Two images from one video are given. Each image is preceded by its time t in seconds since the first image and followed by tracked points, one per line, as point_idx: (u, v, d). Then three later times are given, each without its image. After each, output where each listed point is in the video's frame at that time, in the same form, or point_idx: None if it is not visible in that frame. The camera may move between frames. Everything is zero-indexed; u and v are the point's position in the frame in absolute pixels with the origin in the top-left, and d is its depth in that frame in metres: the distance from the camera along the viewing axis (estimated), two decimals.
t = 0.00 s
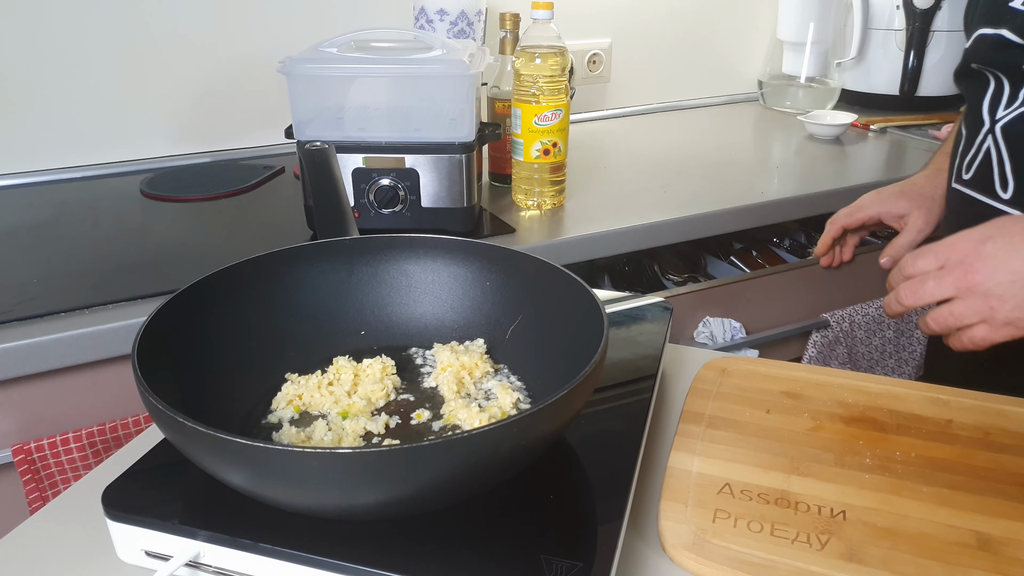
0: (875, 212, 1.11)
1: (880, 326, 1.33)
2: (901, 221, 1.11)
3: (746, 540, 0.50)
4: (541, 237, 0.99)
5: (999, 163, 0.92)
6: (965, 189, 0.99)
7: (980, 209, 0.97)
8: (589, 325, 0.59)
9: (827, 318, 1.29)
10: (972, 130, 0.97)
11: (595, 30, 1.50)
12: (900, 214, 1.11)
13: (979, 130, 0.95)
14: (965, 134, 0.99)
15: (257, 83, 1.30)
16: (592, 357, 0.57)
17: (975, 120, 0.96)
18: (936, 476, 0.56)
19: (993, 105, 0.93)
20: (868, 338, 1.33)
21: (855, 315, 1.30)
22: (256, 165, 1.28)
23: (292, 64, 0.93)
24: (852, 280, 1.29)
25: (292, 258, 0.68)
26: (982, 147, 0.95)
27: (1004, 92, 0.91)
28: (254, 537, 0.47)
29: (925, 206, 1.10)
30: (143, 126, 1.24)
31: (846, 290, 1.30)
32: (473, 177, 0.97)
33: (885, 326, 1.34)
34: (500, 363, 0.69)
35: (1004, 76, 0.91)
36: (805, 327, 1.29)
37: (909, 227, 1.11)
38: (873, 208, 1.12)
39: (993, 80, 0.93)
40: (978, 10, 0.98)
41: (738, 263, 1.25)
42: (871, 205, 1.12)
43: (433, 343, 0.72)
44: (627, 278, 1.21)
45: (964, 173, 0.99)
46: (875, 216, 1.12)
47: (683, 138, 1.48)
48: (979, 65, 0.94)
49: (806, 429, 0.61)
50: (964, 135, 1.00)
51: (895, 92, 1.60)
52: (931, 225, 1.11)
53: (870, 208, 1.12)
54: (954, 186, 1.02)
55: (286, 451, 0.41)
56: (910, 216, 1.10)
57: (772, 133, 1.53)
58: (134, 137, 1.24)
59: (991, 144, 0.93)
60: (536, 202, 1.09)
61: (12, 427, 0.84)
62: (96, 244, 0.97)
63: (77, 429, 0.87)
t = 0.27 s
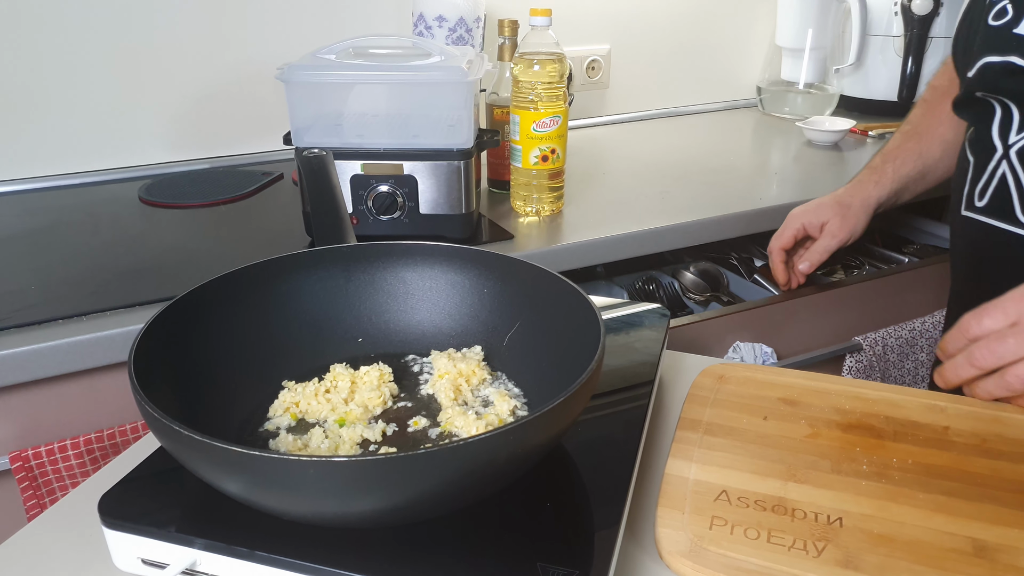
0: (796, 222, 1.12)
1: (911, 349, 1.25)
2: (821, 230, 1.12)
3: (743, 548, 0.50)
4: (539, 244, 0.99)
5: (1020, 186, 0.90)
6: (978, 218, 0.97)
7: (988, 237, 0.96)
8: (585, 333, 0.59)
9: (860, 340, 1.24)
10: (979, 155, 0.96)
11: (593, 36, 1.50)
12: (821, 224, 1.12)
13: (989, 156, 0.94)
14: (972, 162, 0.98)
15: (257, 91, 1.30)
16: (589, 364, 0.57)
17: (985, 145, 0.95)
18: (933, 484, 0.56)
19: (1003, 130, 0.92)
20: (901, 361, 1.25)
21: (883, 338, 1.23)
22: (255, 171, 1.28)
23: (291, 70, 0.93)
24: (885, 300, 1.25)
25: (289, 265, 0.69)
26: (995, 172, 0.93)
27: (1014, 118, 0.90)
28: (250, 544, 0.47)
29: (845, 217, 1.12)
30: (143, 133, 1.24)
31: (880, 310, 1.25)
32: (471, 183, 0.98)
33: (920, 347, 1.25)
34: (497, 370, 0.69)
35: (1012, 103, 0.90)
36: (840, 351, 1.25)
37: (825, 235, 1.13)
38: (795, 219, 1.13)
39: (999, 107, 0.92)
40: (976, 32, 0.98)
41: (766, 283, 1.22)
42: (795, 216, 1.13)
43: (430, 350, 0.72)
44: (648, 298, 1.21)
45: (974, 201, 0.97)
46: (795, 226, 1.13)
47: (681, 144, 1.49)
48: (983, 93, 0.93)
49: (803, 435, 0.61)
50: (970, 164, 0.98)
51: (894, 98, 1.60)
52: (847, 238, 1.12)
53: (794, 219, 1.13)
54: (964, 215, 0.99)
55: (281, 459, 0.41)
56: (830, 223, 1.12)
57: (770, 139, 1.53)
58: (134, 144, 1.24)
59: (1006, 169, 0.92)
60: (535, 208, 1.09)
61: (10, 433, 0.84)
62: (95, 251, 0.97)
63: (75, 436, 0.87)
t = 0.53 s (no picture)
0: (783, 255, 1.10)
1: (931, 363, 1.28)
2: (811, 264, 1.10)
3: (740, 551, 0.51)
4: (539, 248, 0.99)
5: None
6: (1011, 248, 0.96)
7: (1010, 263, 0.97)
8: (583, 337, 0.59)
9: (885, 358, 1.23)
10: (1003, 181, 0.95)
11: (592, 40, 1.51)
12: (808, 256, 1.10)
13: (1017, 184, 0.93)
14: (996, 190, 0.96)
15: (256, 96, 1.31)
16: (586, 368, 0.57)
17: (1010, 169, 0.94)
18: (930, 487, 0.56)
19: None
20: (921, 375, 1.29)
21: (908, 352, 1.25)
22: (255, 176, 1.28)
23: (291, 76, 0.94)
24: (911, 315, 1.23)
25: (288, 270, 0.69)
26: None
27: None
28: (249, 548, 0.48)
29: (835, 247, 1.11)
30: (143, 138, 1.25)
31: (905, 326, 1.24)
32: (470, 188, 0.98)
33: (940, 362, 1.30)
34: (495, 374, 0.69)
35: None
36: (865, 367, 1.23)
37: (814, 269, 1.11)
38: (781, 252, 1.11)
39: None
40: (987, 59, 0.98)
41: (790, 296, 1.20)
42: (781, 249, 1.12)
43: (428, 354, 0.73)
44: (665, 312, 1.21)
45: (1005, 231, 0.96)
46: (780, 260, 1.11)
47: (680, 147, 1.49)
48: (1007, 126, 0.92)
49: (801, 439, 0.61)
50: (994, 195, 0.97)
51: (893, 101, 1.61)
52: (836, 267, 1.10)
53: (780, 253, 1.11)
54: (992, 245, 0.98)
55: (279, 464, 0.41)
56: (817, 256, 1.10)
57: (769, 143, 1.54)
58: (134, 149, 1.25)
59: None
60: (534, 212, 1.10)
61: (11, 438, 0.84)
62: (96, 256, 0.97)
63: (76, 440, 0.87)
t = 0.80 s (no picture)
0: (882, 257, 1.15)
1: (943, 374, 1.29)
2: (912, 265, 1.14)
3: (737, 555, 0.51)
4: (538, 252, 1.00)
5: None
6: None
7: None
8: (580, 341, 0.60)
9: (900, 370, 1.23)
10: None
11: (592, 44, 1.51)
12: (906, 258, 1.15)
13: None
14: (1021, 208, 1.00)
15: (257, 99, 1.31)
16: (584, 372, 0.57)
17: None
18: (927, 491, 0.56)
19: None
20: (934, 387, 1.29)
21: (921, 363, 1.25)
22: (255, 180, 1.29)
23: (291, 80, 0.94)
24: (924, 327, 1.23)
25: (287, 273, 0.69)
26: None
27: None
28: (247, 551, 0.48)
29: (934, 251, 1.15)
30: (144, 142, 1.25)
31: (918, 337, 1.23)
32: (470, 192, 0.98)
33: (954, 374, 1.30)
34: (493, 377, 0.69)
35: None
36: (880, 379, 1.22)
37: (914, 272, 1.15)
38: (886, 253, 1.15)
39: None
40: (1007, 67, 1.04)
41: (798, 308, 1.21)
42: (880, 251, 1.16)
43: (427, 358, 0.73)
44: (674, 323, 1.21)
45: None
46: (883, 261, 1.15)
47: (680, 152, 1.49)
48: None
49: (798, 443, 0.62)
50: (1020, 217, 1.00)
51: (891, 105, 1.61)
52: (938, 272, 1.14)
53: (881, 254, 1.16)
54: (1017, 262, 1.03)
55: (277, 467, 0.41)
56: (920, 260, 1.14)
57: (769, 147, 1.54)
58: (135, 153, 1.25)
59: None
60: (533, 216, 1.10)
61: (11, 441, 0.84)
62: (97, 260, 0.98)
63: (76, 443, 0.88)
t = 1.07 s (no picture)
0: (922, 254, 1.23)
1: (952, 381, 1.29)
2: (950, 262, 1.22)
3: (737, 559, 0.51)
4: (537, 256, 1.00)
5: None
6: None
7: None
8: (579, 346, 0.60)
9: (905, 377, 1.22)
10: None
11: (591, 49, 1.51)
12: (947, 254, 1.22)
13: None
14: None
15: (258, 105, 1.32)
16: (582, 376, 0.57)
17: None
18: (926, 495, 0.57)
19: None
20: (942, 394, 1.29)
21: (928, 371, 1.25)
22: (255, 185, 1.29)
23: (292, 86, 0.94)
24: (934, 334, 1.22)
25: (287, 278, 0.69)
26: None
27: None
28: (246, 556, 0.48)
29: (972, 246, 1.21)
30: (145, 147, 1.26)
31: (928, 343, 1.22)
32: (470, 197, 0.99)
33: (962, 381, 1.31)
34: (492, 382, 0.69)
35: None
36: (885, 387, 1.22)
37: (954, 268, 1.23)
38: (922, 250, 1.23)
39: None
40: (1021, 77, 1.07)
41: (801, 313, 1.20)
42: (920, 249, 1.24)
43: (426, 361, 0.73)
44: (677, 330, 1.21)
45: None
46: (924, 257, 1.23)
47: (680, 156, 1.50)
48: None
49: (797, 447, 0.62)
50: None
51: (891, 109, 1.61)
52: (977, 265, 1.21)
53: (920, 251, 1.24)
54: None
55: (277, 472, 0.42)
56: (957, 254, 1.21)
57: (768, 151, 1.55)
58: (136, 158, 1.26)
59: None
60: (533, 221, 1.10)
61: (12, 446, 0.85)
62: (98, 265, 0.98)
63: (77, 448, 0.88)
